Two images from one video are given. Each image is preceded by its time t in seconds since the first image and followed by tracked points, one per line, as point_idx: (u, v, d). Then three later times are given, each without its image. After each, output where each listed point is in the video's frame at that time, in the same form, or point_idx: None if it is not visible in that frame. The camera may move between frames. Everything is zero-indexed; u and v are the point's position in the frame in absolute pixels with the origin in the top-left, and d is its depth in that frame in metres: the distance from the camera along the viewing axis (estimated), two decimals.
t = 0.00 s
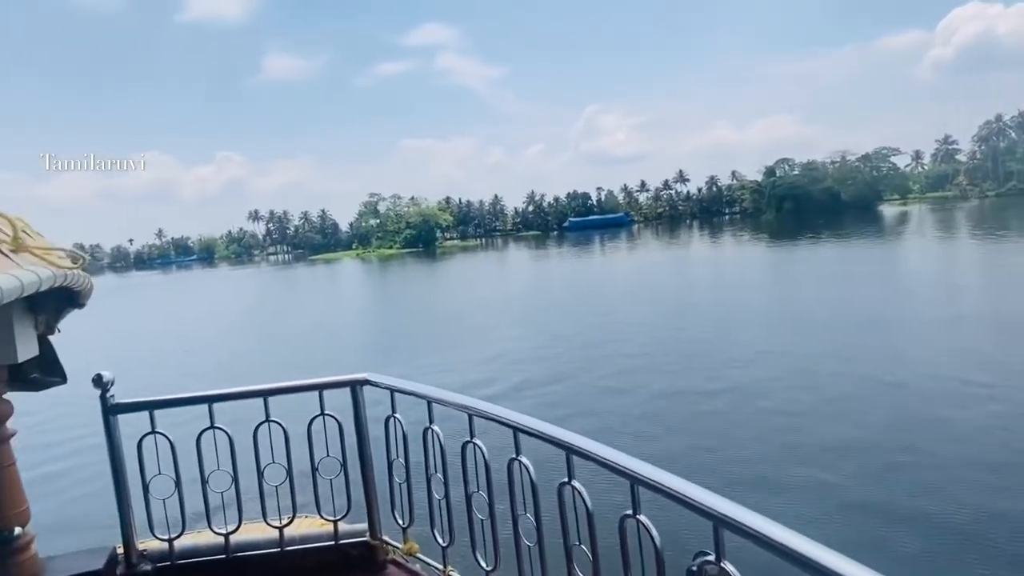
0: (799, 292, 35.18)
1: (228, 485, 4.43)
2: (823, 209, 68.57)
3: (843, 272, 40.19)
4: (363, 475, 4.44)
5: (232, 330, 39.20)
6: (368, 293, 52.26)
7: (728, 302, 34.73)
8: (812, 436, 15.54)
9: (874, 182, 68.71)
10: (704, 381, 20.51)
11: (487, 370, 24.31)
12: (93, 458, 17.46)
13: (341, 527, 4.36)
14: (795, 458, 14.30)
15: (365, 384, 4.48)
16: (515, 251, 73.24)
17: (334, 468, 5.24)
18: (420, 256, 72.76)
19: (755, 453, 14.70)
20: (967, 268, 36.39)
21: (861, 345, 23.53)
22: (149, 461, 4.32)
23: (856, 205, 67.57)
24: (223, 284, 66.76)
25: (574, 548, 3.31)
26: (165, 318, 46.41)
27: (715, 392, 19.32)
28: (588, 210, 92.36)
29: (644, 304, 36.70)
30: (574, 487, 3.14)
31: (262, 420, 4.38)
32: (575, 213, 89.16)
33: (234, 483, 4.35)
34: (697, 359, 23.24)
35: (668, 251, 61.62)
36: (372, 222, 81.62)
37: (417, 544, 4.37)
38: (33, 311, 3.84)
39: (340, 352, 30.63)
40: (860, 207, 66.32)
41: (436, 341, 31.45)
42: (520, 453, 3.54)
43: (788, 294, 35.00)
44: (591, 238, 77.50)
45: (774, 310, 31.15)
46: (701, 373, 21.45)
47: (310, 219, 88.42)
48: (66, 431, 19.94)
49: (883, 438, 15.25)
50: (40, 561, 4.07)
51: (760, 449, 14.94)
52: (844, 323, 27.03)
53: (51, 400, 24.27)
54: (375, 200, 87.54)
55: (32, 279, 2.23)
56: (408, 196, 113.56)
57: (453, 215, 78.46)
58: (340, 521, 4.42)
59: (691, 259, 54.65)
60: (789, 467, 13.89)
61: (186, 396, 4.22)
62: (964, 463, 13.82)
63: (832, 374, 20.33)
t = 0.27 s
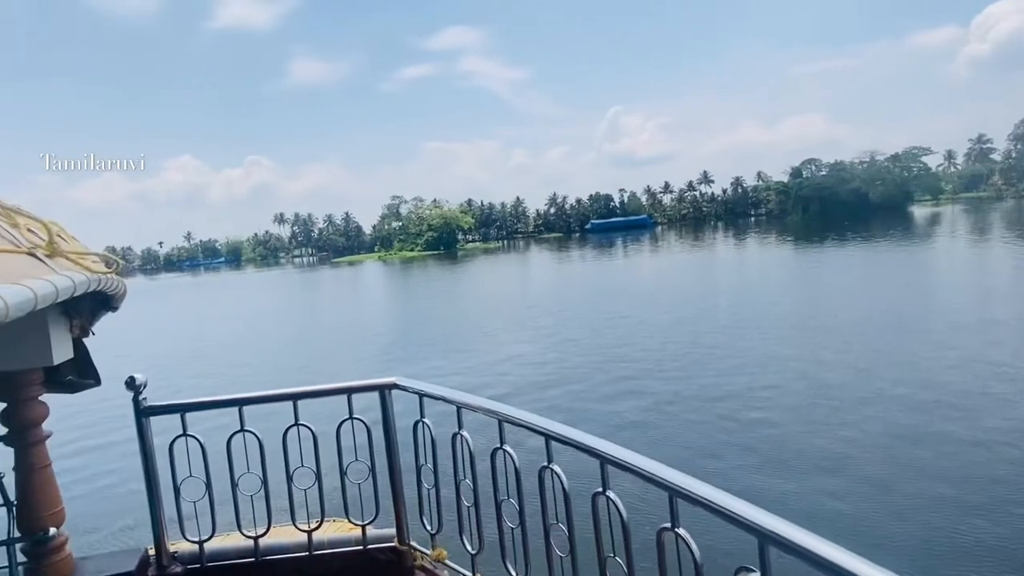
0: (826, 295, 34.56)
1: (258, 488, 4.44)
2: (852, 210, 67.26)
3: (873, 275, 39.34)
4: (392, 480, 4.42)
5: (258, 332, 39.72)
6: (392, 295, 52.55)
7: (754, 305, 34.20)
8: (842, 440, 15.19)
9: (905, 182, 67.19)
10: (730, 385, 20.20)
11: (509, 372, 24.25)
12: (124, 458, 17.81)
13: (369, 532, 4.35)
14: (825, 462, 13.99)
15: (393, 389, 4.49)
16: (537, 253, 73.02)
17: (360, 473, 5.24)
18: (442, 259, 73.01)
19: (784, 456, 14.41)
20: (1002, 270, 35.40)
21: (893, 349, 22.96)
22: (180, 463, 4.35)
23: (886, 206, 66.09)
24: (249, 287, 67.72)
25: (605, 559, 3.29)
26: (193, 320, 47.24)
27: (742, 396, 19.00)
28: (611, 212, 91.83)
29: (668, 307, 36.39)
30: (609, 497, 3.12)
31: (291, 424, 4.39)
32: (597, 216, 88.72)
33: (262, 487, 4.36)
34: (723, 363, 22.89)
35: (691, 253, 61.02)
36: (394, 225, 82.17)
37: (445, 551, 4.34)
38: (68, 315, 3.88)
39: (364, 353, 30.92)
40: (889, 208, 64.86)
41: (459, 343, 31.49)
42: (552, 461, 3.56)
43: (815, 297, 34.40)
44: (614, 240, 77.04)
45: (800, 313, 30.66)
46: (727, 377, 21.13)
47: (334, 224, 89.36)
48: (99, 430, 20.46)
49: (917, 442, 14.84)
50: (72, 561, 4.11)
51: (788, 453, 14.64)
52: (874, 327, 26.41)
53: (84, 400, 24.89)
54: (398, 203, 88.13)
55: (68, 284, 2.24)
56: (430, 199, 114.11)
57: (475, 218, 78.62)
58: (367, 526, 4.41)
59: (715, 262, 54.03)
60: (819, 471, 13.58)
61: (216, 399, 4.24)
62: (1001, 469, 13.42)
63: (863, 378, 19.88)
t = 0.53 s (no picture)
0: (851, 298, 33.93)
1: (279, 489, 4.44)
2: (877, 211, 65.97)
3: (898, 277, 38.59)
4: (413, 483, 4.41)
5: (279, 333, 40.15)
6: (411, 297, 52.80)
7: (776, 308, 33.75)
8: (866, 445, 14.91)
9: (932, 183, 65.81)
10: (752, 389, 19.92)
11: (528, 375, 24.20)
12: (148, 457, 18.10)
13: (389, 535, 4.34)
14: (850, 468, 13.71)
15: (414, 392, 4.49)
16: (556, 255, 72.85)
17: (380, 476, 5.24)
18: (460, 261, 73.14)
19: (807, 462, 14.16)
20: None
21: (919, 353, 22.49)
22: (203, 464, 4.38)
23: (912, 208, 64.77)
24: (270, 288, 68.56)
25: (630, 566, 3.31)
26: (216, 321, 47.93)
27: (764, 401, 18.73)
28: (630, 214, 91.19)
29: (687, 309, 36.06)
30: (636, 504, 3.14)
31: (313, 426, 4.40)
32: (616, 218, 88.27)
33: (284, 488, 4.37)
34: (745, 367, 22.60)
35: (711, 256, 60.43)
36: (413, 227, 82.59)
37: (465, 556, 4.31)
38: (94, 316, 3.92)
39: (383, 355, 31.12)
40: (915, 210, 63.55)
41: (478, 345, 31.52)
42: (575, 467, 3.53)
43: (840, 300, 33.79)
44: (632, 242, 76.52)
45: (822, 317, 30.24)
46: (748, 381, 20.87)
47: (353, 226, 90.07)
48: (125, 429, 20.90)
49: (946, 449, 14.48)
50: (98, 559, 4.16)
51: (812, 459, 14.38)
52: (900, 331, 25.90)
53: (111, 399, 25.42)
54: (417, 206, 88.65)
55: (92, 287, 2.25)
56: (449, 201, 114.64)
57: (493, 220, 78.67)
58: (388, 529, 4.40)
59: (736, 264, 53.39)
60: (844, 478, 13.31)
61: (240, 401, 4.27)
62: None
63: (888, 383, 19.50)
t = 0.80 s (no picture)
0: (871, 302, 33.45)
1: (296, 487, 4.47)
2: (899, 214, 64.90)
3: (920, 281, 37.96)
4: (430, 481, 4.41)
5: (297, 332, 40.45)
6: (427, 298, 52.91)
7: (794, 311, 33.39)
8: (886, 451, 14.70)
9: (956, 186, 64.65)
10: (770, 393, 19.69)
11: (543, 376, 24.15)
12: (168, 454, 18.33)
13: (405, 534, 4.35)
14: (871, 475, 13.48)
15: (431, 392, 4.49)
16: (571, 256, 72.66)
17: (397, 475, 5.26)
18: (475, 261, 73.25)
19: (826, 469, 13.95)
20: None
21: (942, 359, 22.07)
22: (223, 460, 4.42)
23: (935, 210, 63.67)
24: (288, 287, 69.15)
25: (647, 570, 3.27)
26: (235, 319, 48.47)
27: (782, 405, 18.50)
28: (646, 215, 90.67)
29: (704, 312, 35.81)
30: (654, 508, 3.11)
31: (331, 424, 4.42)
32: (633, 219, 87.83)
33: (303, 485, 4.40)
34: (763, 371, 22.34)
35: (729, 258, 59.89)
36: (429, 227, 82.82)
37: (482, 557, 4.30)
38: (117, 313, 3.97)
39: (398, 354, 31.28)
40: (939, 212, 62.44)
41: (493, 346, 31.52)
42: (592, 470, 3.53)
43: (860, 304, 33.32)
44: (649, 244, 76.09)
45: (841, 321, 29.85)
46: (765, 384, 20.68)
47: (370, 227, 90.62)
48: (146, 425, 21.24)
49: (969, 457, 14.19)
50: (120, 553, 4.21)
51: (830, 464, 14.21)
52: (921, 336, 25.45)
53: (132, 396, 25.84)
54: (434, 206, 88.95)
55: (114, 285, 2.26)
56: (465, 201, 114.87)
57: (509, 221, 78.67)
58: (404, 528, 4.41)
59: (754, 266, 52.88)
60: (864, 484, 13.09)
61: (259, 398, 4.30)
62: None
63: (908, 388, 19.22)
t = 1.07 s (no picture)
0: (890, 305, 32.97)
1: (315, 483, 4.51)
2: (920, 216, 63.83)
3: (942, 284, 37.33)
4: (446, 479, 4.42)
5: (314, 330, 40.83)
6: (441, 297, 53.04)
7: (811, 314, 33.02)
8: (904, 455, 14.50)
9: (979, 187, 63.45)
10: (787, 396, 19.47)
11: (557, 377, 24.15)
12: (185, 448, 18.60)
13: (422, 531, 4.36)
14: (889, 479, 13.26)
15: (448, 390, 4.50)
16: (586, 257, 72.40)
17: (414, 472, 5.29)
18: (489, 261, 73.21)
19: (843, 472, 13.76)
20: None
21: (960, 364, 21.66)
22: (242, 455, 4.46)
23: (957, 212, 62.54)
24: (304, 286, 69.72)
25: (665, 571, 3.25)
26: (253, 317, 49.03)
27: (799, 408, 18.30)
28: (662, 216, 90.07)
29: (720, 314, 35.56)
30: (673, 509, 3.09)
31: (349, 421, 4.45)
32: (648, 220, 87.33)
33: (321, 481, 4.43)
34: (779, 374, 22.10)
35: (745, 259, 59.34)
36: (443, 227, 82.97)
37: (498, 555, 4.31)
38: (140, 309, 4.02)
39: (413, 354, 31.41)
40: (961, 214, 61.33)
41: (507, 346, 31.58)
42: (610, 470, 3.50)
43: (879, 307, 32.85)
44: (664, 245, 75.62)
45: (859, 324, 29.45)
46: (781, 387, 20.51)
47: (386, 227, 91.02)
48: (164, 420, 21.55)
49: (990, 461, 13.91)
50: (142, 545, 4.26)
51: (846, 467, 14.06)
52: (940, 340, 25.00)
53: (152, 391, 26.24)
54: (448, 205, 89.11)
55: (142, 280, 2.29)
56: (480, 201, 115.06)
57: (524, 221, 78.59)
58: (421, 525, 4.44)
59: (770, 268, 52.36)
60: (882, 488, 12.91)
61: (279, 394, 4.34)
62: None
63: (928, 393, 18.93)
